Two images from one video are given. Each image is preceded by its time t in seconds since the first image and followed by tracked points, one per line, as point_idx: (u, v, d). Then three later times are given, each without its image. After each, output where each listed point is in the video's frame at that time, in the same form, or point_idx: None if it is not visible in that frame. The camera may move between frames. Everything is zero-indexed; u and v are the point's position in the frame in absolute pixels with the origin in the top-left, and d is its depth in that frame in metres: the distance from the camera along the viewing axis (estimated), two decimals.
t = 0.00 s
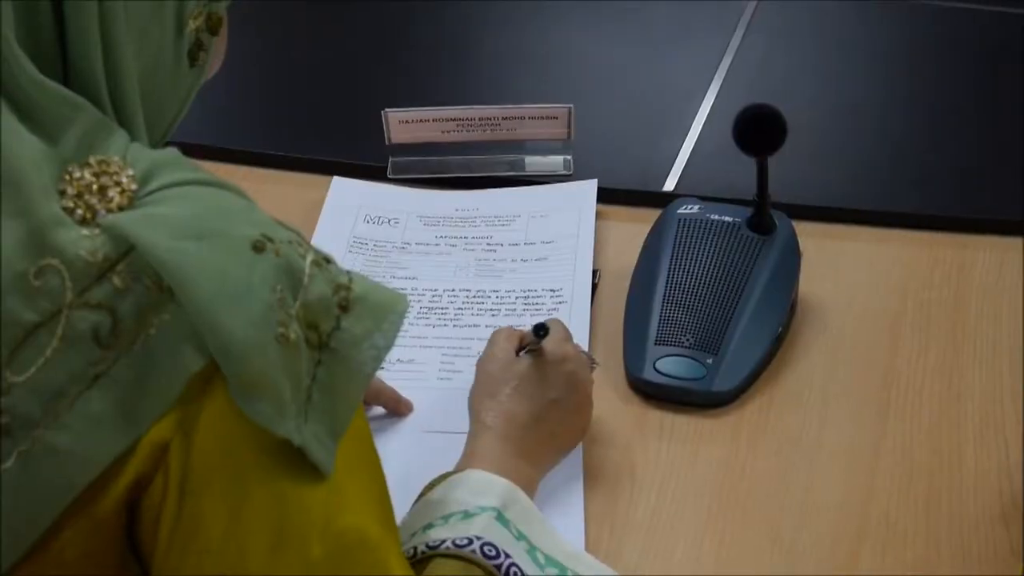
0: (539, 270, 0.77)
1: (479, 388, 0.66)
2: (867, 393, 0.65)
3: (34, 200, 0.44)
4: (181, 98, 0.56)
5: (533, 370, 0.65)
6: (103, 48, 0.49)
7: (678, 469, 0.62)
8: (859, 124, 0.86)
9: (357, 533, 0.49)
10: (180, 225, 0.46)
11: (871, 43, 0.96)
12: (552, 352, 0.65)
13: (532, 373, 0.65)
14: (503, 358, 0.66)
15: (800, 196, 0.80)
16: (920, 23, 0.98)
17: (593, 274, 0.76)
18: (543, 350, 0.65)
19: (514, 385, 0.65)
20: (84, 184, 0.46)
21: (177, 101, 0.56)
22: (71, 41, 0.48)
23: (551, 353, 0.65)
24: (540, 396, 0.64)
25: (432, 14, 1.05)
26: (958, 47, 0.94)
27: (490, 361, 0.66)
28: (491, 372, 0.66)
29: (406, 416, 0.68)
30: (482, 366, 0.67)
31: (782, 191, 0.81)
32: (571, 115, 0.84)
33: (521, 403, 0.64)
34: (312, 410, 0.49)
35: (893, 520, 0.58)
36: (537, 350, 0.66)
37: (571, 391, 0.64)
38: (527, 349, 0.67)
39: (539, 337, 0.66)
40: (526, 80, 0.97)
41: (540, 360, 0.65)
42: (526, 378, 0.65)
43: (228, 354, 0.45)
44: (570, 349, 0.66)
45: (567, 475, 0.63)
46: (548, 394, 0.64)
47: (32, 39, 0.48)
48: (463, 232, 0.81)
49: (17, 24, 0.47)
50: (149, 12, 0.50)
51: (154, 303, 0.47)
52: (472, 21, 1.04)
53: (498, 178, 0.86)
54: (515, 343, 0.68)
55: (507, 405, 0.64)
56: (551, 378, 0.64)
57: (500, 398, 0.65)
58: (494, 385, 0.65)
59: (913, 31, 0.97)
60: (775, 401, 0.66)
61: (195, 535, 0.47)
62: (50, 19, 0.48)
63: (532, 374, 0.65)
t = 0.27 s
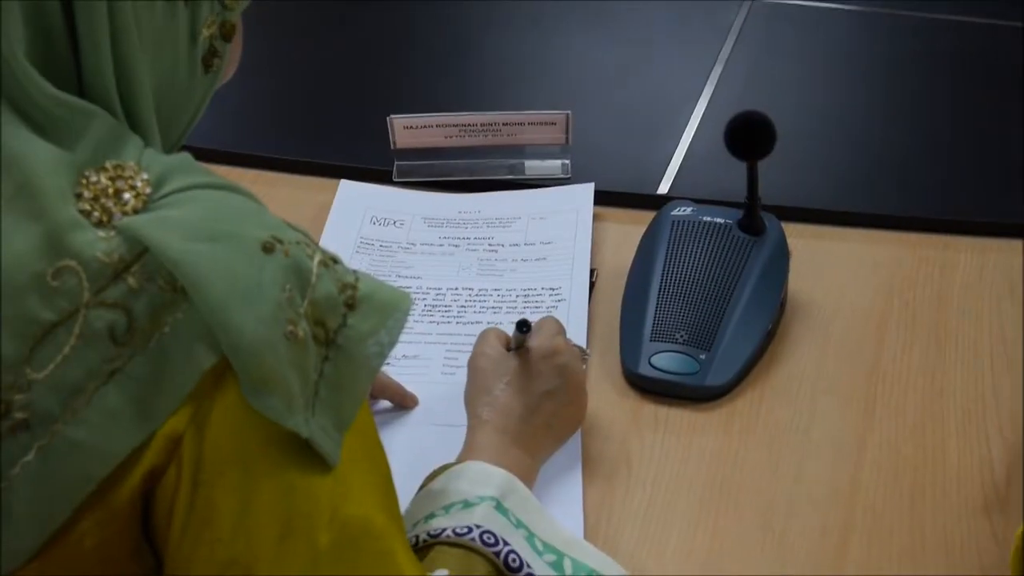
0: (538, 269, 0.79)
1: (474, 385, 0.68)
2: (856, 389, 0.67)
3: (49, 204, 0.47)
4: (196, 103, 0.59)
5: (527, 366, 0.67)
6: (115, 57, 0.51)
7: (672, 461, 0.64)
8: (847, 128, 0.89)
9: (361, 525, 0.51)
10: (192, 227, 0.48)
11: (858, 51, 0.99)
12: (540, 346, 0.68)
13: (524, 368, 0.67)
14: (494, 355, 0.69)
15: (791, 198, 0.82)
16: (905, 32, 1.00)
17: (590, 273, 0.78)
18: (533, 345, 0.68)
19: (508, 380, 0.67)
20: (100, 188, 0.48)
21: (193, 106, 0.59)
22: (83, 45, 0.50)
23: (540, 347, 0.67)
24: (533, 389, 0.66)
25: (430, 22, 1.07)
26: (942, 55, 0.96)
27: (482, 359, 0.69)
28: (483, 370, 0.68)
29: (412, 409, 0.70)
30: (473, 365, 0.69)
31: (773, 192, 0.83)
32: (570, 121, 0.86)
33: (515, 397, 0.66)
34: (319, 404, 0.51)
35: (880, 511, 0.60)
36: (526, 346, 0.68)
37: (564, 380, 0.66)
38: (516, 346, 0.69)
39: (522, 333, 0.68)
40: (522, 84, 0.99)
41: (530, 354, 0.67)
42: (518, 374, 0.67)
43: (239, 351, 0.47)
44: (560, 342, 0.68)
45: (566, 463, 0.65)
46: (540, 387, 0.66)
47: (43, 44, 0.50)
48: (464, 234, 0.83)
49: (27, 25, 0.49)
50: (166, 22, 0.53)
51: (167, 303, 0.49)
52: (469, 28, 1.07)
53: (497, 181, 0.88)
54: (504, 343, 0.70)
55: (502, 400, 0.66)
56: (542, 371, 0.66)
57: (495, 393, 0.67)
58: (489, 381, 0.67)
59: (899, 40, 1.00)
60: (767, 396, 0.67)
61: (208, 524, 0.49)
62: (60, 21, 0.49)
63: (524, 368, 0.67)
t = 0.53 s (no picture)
0: (538, 269, 0.81)
1: (476, 379, 0.70)
2: (843, 385, 0.70)
3: (70, 208, 0.49)
4: (211, 111, 0.62)
5: (528, 362, 0.70)
6: (133, 68, 0.54)
7: (666, 453, 0.66)
8: (835, 134, 0.91)
9: (366, 512, 0.54)
10: (204, 229, 0.50)
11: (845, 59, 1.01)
12: (542, 343, 0.70)
13: (524, 364, 0.70)
14: (497, 351, 0.71)
15: (781, 201, 0.85)
16: (891, 43, 1.03)
17: (587, 271, 0.80)
18: (533, 342, 0.70)
19: (509, 375, 0.70)
20: (118, 191, 0.51)
21: (208, 114, 0.62)
22: (102, 55, 0.53)
23: (541, 344, 0.70)
24: (533, 384, 0.69)
25: (428, 29, 1.10)
26: (926, 64, 0.99)
27: (484, 354, 0.71)
28: (486, 364, 0.71)
29: (418, 401, 0.72)
30: (476, 361, 0.71)
31: (762, 195, 0.85)
32: (568, 126, 0.88)
33: (516, 391, 0.68)
34: (325, 400, 0.53)
35: (864, 502, 0.63)
36: (528, 343, 0.71)
37: (564, 376, 0.68)
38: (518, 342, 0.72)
39: (524, 328, 0.70)
40: (519, 90, 1.01)
41: (531, 351, 0.70)
42: (519, 369, 0.70)
43: (249, 349, 0.49)
44: (559, 340, 0.71)
45: (565, 455, 0.67)
46: (540, 382, 0.69)
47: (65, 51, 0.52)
48: (466, 234, 0.86)
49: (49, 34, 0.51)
50: (182, 32, 0.57)
51: (180, 303, 0.51)
52: (467, 35, 1.09)
53: (497, 184, 0.91)
54: (506, 340, 0.72)
55: (503, 394, 0.68)
56: (542, 368, 0.69)
57: (496, 386, 0.69)
58: (490, 375, 0.70)
59: (884, 49, 1.02)
60: (756, 392, 0.70)
61: (221, 513, 0.51)
62: (81, 32, 0.52)
63: (525, 363, 0.70)
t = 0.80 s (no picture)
0: (536, 268, 0.84)
1: (477, 373, 0.73)
2: (828, 378, 0.73)
3: (91, 210, 0.52)
4: (226, 119, 0.65)
5: (526, 356, 0.73)
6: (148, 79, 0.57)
7: (659, 442, 0.69)
8: (820, 140, 0.95)
9: (374, 499, 0.56)
10: (220, 230, 0.53)
11: (830, 68, 1.05)
12: (538, 339, 0.73)
13: (524, 358, 0.73)
14: (496, 347, 0.74)
15: (770, 204, 0.88)
16: (875, 54, 1.07)
17: (584, 271, 0.83)
18: (532, 337, 0.73)
19: (508, 369, 0.73)
20: (138, 194, 0.54)
21: (222, 122, 0.65)
22: (116, 65, 0.56)
23: (538, 339, 0.73)
24: (531, 376, 0.72)
25: (426, 39, 1.13)
26: (906, 74, 1.03)
27: (484, 350, 0.74)
28: (486, 360, 0.73)
29: (423, 395, 0.75)
30: (476, 356, 0.74)
31: (751, 200, 0.88)
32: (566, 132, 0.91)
33: (516, 383, 0.71)
34: (336, 391, 0.56)
35: (846, 489, 0.65)
36: (526, 338, 0.74)
37: (561, 369, 0.71)
38: (517, 338, 0.75)
39: (524, 325, 0.73)
40: (515, 98, 1.05)
41: (529, 346, 0.73)
42: (519, 362, 0.73)
43: (263, 342, 0.52)
44: (555, 335, 0.74)
45: (563, 444, 0.70)
46: (539, 374, 0.71)
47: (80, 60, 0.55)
48: (466, 236, 0.89)
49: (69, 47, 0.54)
50: (194, 47, 0.60)
51: (197, 299, 0.53)
52: (464, 45, 1.12)
53: (498, 188, 0.93)
54: (506, 336, 0.75)
55: (504, 387, 0.71)
56: (540, 361, 0.72)
57: (496, 379, 0.72)
58: (490, 369, 0.73)
59: (867, 59, 1.06)
60: (744, 384, 0.73)
61: (235, 498, 0.54)
62: (98, 43, 0.55)
63: (524, 357, 0.73)
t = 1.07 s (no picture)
0: (534, 268, 0.88)
1: (476, 368, 0.77)
2: (811, 371, 0.76)
3: (117, 213, 0.55)
4: (243, 127, 0.70)
5: (520, 349, 0.76)
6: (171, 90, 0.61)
7: (651, 431, 0.73)
8: (805, 148, 0.98)
9: (383, 484, 0.60)
10: (238, 230, 0.56)
11: (816, 79, 1.09)
12: (532, 332, 0.77)
13: (519, 350, 0.76)
14: (495, 343, 0.77)
15: (758, 207, 0.92)
16: (858, 65, 1.11)
17: (581, 271, 0.87)
18: (526, 331, 0.77)
19: (505, 362, 0.76)
20: (160, 197, 0.57)
21: (240, 129, 0.69)
22: (141, 76, 0.59)
23: (532, 333, 0.77)
24: (526, 366, 0.75)
25: (426, 52, 1.18)
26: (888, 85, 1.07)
27: (483, 346, 0.78)
28: (485, 356, 0.77)
29: (428, 387, 0.78)
30: (476, 353, 0.78)
31: (740, 203, 0.92)
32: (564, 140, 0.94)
33: (513, 374, 0.75)
34: (347, 380, 0.59)
35: (828, 474, 0.69)
36: (521, 333, 0.77)
37: (554, 361, 0.75)
38: (512, 333, 0.78)
39: (516, 320, 0.77)
40: (512, 108, 1.09)
41: (524, 340, 0.77)
42: (514, 356, 0.76)
43: (277, 335, 0.55)
44: (548, 328, 0.78)
45: (560, 432, 0.73)
46: (534, 365, 0.75)
47: (107, 73, 0.59)
48: (467, 238, 0.92)
49: (96, 61, 0.58)
50: (213, 61, 0.64)
51: (216, 295, 0.57)
52: (463, 58, 1.17)
53: (498, 193, 0.97)
54: (503, 334, 0.79)
55: (502, 378, 0.75)
56: (535, 353, 0.76)
57: (495, 372, 0.76)
58: (489, 363, 0.76)
59: (851, 70, 1.10)
60: (732, 378, 0.76)
61: (253, 481, 0.57)
62: (123, 60, 0.59)
63: (519, 350, 0.76)
